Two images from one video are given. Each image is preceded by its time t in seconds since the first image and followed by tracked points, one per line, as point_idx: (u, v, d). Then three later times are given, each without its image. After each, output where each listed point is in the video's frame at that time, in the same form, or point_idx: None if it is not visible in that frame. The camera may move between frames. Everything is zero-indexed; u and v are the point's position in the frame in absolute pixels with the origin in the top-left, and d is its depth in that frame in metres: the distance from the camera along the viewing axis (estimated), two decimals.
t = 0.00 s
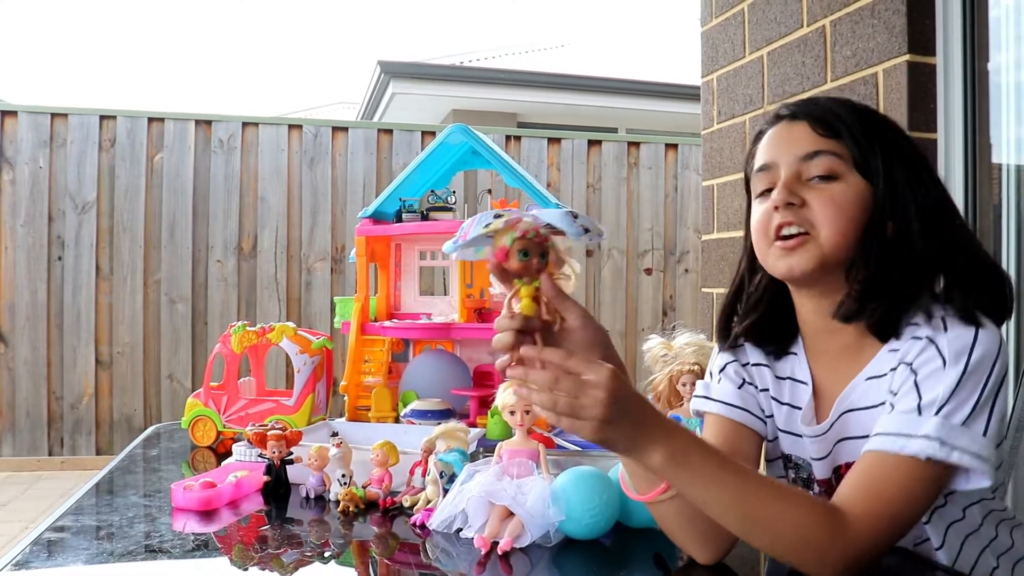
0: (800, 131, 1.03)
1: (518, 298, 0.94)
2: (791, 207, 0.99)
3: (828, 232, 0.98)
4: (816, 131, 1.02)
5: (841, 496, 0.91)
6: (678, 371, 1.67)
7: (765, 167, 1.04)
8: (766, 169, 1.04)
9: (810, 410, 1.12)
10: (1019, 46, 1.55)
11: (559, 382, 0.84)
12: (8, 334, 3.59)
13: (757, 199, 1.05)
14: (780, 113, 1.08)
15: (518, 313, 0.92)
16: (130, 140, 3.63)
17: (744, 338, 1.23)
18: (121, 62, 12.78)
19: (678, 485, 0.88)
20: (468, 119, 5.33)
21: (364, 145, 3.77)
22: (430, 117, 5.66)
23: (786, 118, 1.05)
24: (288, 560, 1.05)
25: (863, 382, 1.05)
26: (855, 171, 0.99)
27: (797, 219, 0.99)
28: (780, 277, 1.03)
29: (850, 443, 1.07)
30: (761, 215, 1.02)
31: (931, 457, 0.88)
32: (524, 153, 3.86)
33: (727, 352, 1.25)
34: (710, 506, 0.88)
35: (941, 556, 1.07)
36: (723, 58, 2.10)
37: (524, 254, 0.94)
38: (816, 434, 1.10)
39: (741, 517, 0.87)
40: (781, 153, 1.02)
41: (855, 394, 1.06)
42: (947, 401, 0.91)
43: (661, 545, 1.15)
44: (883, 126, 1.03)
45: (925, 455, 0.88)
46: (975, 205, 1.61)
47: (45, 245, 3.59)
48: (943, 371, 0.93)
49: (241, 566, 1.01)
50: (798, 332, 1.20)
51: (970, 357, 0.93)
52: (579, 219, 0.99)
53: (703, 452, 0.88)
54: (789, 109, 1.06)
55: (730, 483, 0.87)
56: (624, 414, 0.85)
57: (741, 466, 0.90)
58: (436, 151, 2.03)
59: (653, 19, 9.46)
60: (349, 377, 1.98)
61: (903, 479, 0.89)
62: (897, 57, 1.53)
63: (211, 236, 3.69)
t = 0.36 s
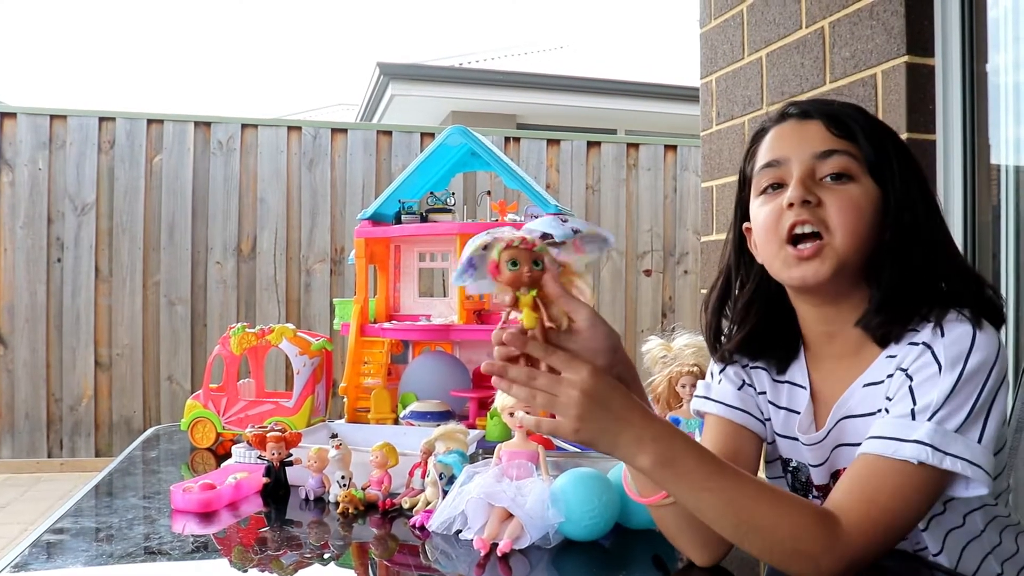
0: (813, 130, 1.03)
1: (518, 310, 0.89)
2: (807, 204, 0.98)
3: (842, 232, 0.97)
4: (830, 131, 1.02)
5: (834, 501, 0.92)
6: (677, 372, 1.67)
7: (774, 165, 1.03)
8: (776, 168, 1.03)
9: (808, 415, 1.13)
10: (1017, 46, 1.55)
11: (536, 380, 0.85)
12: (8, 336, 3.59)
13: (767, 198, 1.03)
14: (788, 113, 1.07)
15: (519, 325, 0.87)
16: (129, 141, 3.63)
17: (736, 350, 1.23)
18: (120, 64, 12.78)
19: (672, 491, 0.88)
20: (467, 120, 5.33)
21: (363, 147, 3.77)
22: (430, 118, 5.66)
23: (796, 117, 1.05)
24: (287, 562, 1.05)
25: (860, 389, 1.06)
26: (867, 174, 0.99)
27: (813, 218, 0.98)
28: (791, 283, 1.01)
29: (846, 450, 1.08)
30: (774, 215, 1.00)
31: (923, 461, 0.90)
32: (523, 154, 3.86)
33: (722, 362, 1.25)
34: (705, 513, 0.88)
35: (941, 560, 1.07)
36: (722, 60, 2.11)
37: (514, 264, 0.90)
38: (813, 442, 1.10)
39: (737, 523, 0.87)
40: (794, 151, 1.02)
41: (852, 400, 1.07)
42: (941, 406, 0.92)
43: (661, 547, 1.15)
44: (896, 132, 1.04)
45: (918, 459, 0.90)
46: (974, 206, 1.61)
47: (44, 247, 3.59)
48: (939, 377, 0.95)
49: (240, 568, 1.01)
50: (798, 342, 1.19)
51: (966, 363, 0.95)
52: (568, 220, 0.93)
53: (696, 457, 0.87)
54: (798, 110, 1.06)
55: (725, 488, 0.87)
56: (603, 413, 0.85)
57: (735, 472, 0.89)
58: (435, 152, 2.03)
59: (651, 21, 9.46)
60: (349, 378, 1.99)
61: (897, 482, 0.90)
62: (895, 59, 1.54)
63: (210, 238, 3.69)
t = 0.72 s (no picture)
0: (791, 135, 1.01)
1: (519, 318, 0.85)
2: (785, 216, 0.97)
3: (822, 241, 0.98)
4: (807, 136, 1.00)
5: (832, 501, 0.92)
6: (675, 373, 1.67)
7: (754, 173, 1.03)
8: (756, 176, 1.02)
9: (802, 417, 1.14)
10: (1016, 47, 1.55)
11: (531, 388, 0.84)
12: (7, 336, 3.58)
13: (749, 206, 1.03)
14: (767, 116, 1.05)
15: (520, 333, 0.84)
16: (128, 142, 3.63)
17: (733, 350, 1.23)
18: (119, 64, 12.78)
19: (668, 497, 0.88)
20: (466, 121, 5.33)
21: (362, 147, 3.77)
22: (429, 119, 5.66)
23: (774, 121, 1.03)
24: (286, 563, 1.05)
25: (856, 391, 1.06)
26: (849, 177, 0.98)
27: (791, 229, 0.98)
28: (773, 289, 1.02)
29: (842, 451, 1.08)
30: (754, 225, 1.00)
31: (920, 460, 0.90)
32: (523, 154, 3.86)
33: (718, 362, 1.25)
34: (701, 518, 0.88)
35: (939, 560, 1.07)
36: (721, 61, 2.11)
37: (515, 271, 0.86)
38: (809, 444, 1.11)
39: (733, 529, 0.87)
40: (772, 158, 1.00)
41: (847, 402, 1.07)
42: (937, 406, 0.92)
43: (659, 548, 1.15)
44: (879, 132, 1.02)
45: (915, 458, 0.90)
46: (973, 206, 1.60)
47: (43, 247, 3.59)
48: (934, 378, 0.95)
49: (239, 569, 1.01)
50: (788, 343, 1.20)
51: (962, 363, 0.95)
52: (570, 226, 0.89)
53: (691, 462, 0.87)
54: (777, 112, 1.04)
55: (720, 495, 0.87)
56: (597, 421, 0.85)
57: (731, 476, 0.89)
58: (434, 153, 2.03)
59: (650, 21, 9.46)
60: (348, 379, 1.99)
61: (895, 485, 0.90)
62: (895, 60, 1.54)
63: (209, 239, 3.69)
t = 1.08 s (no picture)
0: (797, 142, 1.00)
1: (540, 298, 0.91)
2: (789, 228, 0.97)
3: (825, 252, 0.97)
4: (814, 143, 0.99)
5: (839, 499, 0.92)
6: (675, 374, 1.66)
7: (760, 180, 1.02)
8: (762, 182, 1.02)
9: (804, 417, 1.13)
10: (1015, 47, 1.56)
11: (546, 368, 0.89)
12: (6, 337, 3.58)
13: (754, 211, 1.03)
14: (774, 119, 1.05)
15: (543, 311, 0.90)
16: (127, 142, 3.62)
17: (735, 342, 1.24)
18: (119, 63, 12.77)
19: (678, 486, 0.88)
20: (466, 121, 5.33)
21: (361, 148, 3.77)
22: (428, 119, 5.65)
23: (781, 126, 1.03)
24: (285, 564, 1.05)
25: (861, 389, 1.06)
26: (854, 188, 0.98)
27: (795, 240, 0.98)
28: (776, 296, 1.02)
29: (846, 451, 1.08)
30: (758, 234, 1.00)
31: (926, 461, 0.90)
32: (522, 155, 3.86)
33: (719, 357, 1.25)
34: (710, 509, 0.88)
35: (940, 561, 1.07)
36: (720, 61, 2.11)
37: (536, 252, 0.91)
38: (812, 443, 1.10)
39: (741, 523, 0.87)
40: (779, 165, 1.00)
41: (852, 402, 1.07)
42: (943, 406, 0.93)
43: (659, 549, 1.15)
44: (884, 133, 1.02)
45: (921, 460, 0.90)
46: (972, 207, 1.61)
47: (42, 248, 3.59)
48: (940, 378, 0.95)
49: (238, 569, 1.01)
50: (789, 336, 1.21)
51: (968, 364, 0.95)
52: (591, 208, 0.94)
53: (705, 452, 0.88)
54: (783, 116, 1.03)
55: (732, 487, 0.87)
56: (616, 401, 0.88)
57: (744, 468, 0.89)
58: (433, 154, 2.03)
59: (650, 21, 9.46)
60: (347, 380, 1.99)
61: (901, 485, 0.90)
62: (894, 61, 1.54)
63: (208, 239, 3.69)
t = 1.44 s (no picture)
0: (798, 148, 1.00)
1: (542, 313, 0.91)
2: (793, 238, 0.97)
3: (829, 259, 0.98)
4: (815, 150, 0.99)
5: (843, 502, 0.92)
6: (675, 374, 1.67)
7: (763, 186, 1.02)
8: (764, 188, 1.02)
9: (807, 416, 1.13)
10: (1015, 47, 1.56)
11: (564, 375, 0.86)
12: (6, 337, 3.58)
13: (758, 217, 1.03)
14: (773, 124, 1.04)
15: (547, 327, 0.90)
16: (126, 143, 3.62)
17: (745, 338, 1.25)
18: (118, 63, 12.77)
19: (688, 487, 0.89)
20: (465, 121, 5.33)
21: (361, 148, 3.77)
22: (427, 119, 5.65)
23: (782, 131, 1.02)
24: (284, 564, 1.05)
25: (865, 389, 1.07)
26: (857, 194, 0.97)
27: (799, 249, 0.98)
28: (782, 302, 1.03)
29: (849, 450, 1.08)
30: (763, 242, 1.01)
31: (935, 461, 0.91)
32: (521, 154, 3.86)
33: (726, 353, 1.26)
34: (718, 511, 0.89)
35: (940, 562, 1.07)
36: (720, 61, 2.10)
37: (535, 266, 0.89)
38: (814, 442, 1.11)
39: (751, 521, 0.88)
40: (781, 172, 1.00)
41: (856, 401, 1.07)
42: (951, 405, 0.94)
43: (658, 549, 1.15)
44: (888, 130, 1.01)
45: (930, 460, 0.90)
46: (971, 207, 1.61)
47: (42, 248, 3.58)
48: (947, 377, 0.96)
49: (237, 569, 1.01)
50: (792, 332, 1.22)
51: (974, 362, 0.96)
52: (586, 218, 0.98)
53: (713, 454, 0.90)
54: (783, 121, 1.03)
55: (741, 486, 0.88)
56: (631, 407, 0.87)
57: (749, 471, 0.91)
58: (432, 154, 2.03)
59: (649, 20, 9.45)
60: (346, 381, 1.99)
61: (906, 485, 0.91)
62: (893, 60, 1.54)
63: (208, 239, 3.69)
